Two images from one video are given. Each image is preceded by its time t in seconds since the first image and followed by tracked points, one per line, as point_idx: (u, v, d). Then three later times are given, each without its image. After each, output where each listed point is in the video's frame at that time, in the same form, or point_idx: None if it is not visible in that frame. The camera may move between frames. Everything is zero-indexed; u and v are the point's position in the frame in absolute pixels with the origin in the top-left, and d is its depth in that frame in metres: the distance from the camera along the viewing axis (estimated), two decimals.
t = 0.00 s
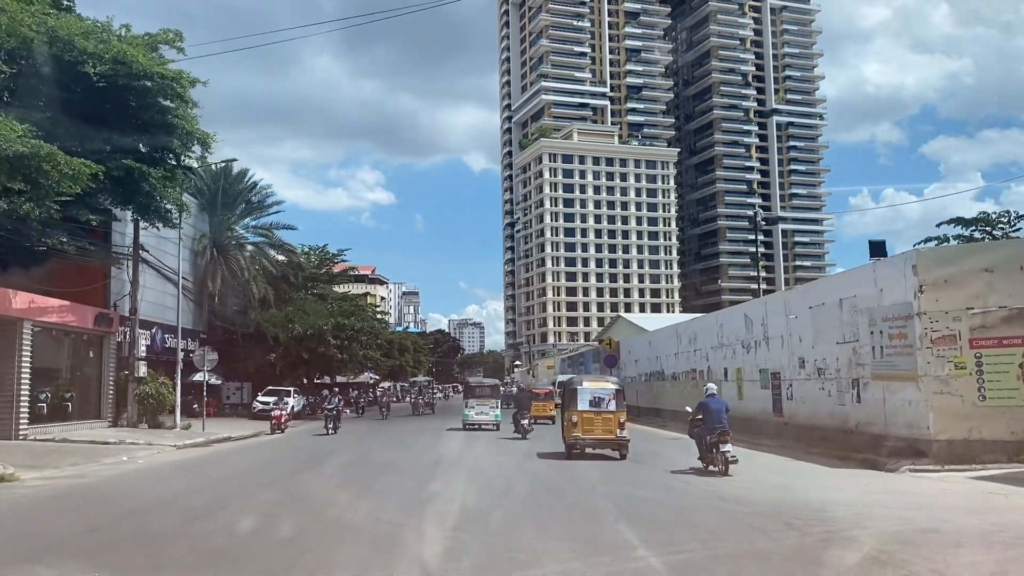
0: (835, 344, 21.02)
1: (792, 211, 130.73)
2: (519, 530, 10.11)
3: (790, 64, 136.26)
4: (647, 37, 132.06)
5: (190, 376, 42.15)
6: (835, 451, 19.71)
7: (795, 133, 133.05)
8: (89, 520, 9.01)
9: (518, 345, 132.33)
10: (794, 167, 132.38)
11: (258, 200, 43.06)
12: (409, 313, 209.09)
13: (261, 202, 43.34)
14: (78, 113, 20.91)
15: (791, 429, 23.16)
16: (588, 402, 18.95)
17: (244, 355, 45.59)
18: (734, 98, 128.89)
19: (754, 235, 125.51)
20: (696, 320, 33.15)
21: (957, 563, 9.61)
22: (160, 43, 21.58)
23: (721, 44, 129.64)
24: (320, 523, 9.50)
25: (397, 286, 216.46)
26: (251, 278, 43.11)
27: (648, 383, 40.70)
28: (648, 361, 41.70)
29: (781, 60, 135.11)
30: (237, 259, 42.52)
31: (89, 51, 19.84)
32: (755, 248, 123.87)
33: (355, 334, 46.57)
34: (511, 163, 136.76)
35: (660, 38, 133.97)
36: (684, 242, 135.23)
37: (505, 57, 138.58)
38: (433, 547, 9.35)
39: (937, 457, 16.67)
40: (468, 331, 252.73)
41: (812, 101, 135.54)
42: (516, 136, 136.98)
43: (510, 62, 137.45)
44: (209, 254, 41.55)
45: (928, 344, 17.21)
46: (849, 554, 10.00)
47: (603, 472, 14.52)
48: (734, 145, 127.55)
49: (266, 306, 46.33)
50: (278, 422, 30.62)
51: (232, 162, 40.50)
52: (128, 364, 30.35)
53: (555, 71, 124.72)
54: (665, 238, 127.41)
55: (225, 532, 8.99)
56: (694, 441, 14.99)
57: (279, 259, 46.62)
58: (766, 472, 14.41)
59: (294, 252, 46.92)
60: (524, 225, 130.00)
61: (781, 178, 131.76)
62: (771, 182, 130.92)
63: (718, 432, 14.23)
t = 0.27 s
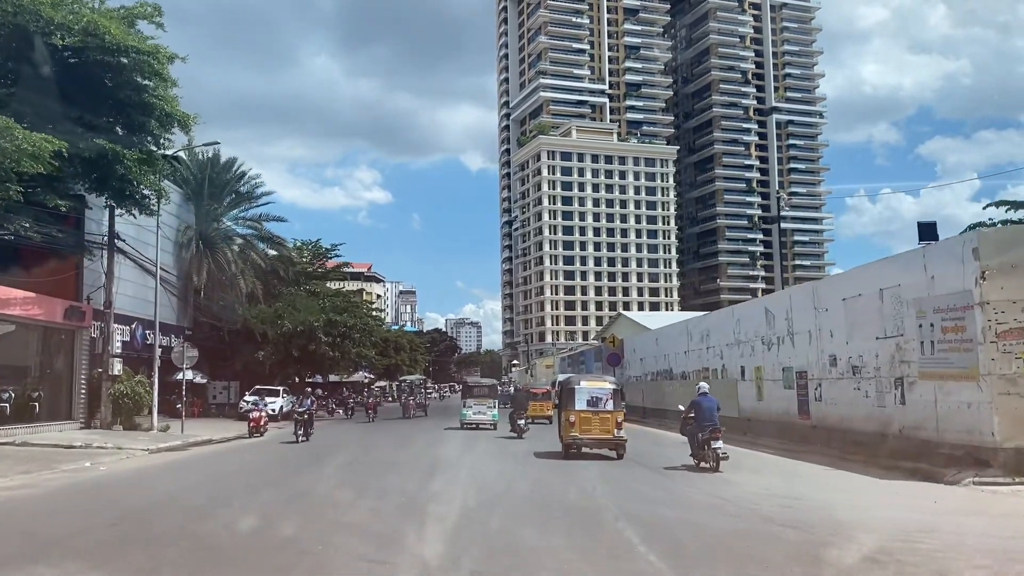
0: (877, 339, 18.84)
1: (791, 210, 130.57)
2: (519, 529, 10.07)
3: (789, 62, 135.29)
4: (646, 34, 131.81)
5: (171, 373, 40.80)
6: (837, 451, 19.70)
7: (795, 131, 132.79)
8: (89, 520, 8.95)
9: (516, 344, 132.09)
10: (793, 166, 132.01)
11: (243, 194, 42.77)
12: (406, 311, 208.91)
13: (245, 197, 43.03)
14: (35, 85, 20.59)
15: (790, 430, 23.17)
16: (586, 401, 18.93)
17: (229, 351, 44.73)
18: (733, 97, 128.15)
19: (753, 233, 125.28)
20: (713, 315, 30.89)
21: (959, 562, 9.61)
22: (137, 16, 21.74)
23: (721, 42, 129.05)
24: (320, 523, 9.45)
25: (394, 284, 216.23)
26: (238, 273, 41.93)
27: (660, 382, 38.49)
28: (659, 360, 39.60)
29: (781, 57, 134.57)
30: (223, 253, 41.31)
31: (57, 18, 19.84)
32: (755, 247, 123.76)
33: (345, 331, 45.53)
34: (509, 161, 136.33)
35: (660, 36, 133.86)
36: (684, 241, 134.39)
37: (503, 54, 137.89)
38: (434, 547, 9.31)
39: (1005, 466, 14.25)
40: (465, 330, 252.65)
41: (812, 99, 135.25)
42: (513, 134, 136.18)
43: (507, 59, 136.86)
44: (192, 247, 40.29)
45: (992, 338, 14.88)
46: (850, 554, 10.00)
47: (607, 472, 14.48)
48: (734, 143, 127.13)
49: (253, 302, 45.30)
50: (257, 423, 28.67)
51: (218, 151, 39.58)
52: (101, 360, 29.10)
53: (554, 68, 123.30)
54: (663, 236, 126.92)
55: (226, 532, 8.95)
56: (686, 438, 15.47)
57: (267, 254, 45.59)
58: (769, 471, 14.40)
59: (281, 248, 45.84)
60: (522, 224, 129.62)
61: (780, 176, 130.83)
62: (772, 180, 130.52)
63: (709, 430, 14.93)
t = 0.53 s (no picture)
0: (925, 333, 16.45)
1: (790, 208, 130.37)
2: (522, 531, 10.00)
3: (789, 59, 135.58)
4: (643, 31, 131.43)
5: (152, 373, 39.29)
6: (837, 449, 19.66)
7: (793, 129, 132.65)
8: (91, 520, 8.89)
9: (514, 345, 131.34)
10: (792, 164, 131.73)
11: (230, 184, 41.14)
12: (401, 310, 208.70)
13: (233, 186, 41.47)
14: None
15: (782, 429, 23.25)
16: (581, 399, 18.89)
17: (217, 348, 43.25)
18: (733, 94, 128.10)
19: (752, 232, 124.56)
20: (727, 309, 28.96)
21: (960, 562, 9.60)
22: None
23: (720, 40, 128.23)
24: (320, 525, 9.37)
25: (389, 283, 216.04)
26: (222, 267, 40.13)
27: (667, 381, 36.63)
28: (665, 358, 37.83)
29: (781, 56, 134.42)
30: (207, 246, 39.48)
31: None
32: (753, 245, 123.60)
33: (337, 328, 43.40)
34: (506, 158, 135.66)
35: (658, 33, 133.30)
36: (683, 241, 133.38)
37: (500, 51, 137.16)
38: (435, 548, 9.25)
39: None
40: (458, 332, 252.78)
41: (811, 97, 135.12)
42: (511, 131, 135.39)
43: (504, 55, 136.14)
44: (175, 239, 38.36)
45: None
46: (853, 555, 9.96)
47: (610, 471, 14.41)
48: (732, 141, 126.88)
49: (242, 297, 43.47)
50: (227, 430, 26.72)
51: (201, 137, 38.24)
52: (69, 358, 27.80)
53: (551, 66, 122.20)
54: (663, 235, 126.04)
55: (228, 534, 8.88)
56: (677, 436, 16.25)
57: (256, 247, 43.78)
58: (770, 473, 14.32)
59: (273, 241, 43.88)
60: (519, 222, 128.79)
61: (779, 173, 130.92)
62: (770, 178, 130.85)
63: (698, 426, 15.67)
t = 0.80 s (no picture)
0: (987, 327, 14.57)
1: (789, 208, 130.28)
2: (522, 531, 9.96)
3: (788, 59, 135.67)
4: (642, 29, 130.96)
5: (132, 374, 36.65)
6: (837, 450, 19.60)
7: (792, 129, 132.49)
8: (92, 520, 8.85)
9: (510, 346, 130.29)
10: (791, 164, 131.65)
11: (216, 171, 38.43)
12: (398, 311, 208.43)
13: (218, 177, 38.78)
14: None
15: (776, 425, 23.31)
16: (577, 400, 18.85)
17: (200, 350, 40.19)
18: (732, 93, 127.83)
19: (751, 231, 124.09)
20: (745, 303, 27.00)
21: (961, 563, 9.54)
22: None
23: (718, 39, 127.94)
24: (321, 525, 9.33)
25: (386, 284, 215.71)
26: (206, 261, 37.46)
27: (676, 380, 34.70)
28: (674, 357, 35.85)
29: (780, 55, 134.21)
30: (191, 237, 36.78)
31: None
32: (750, 245, 123.44)
33: (324, 325, 42.02)
34: (502, 157, 135.23)
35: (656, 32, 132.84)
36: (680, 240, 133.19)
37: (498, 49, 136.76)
38: (436, 549, 9.20)
39: None
40: (456, 333, 252.48)
41: (810, 96, 135.15)
42: (507, 130, 134.58)
43: (501, 53, 135.72)
44: (155, 231, 35.42)
45: None
46: (853, 555, 9.92)
47: (611, 472, 14.33)
48: (730, 140, 126.67)
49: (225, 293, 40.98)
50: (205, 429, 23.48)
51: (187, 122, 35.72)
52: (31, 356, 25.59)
53: (548, 64, 121.63)
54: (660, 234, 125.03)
55: (228, 534, 8.84)
56: (665, 434, 16.88)
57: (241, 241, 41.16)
58: (771, 473, 14.25)
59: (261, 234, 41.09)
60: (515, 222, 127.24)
61: (777, 172, 130.94)
62: (769, 178, 130.73)
63: (686, 426, 16.11)
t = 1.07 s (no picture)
0: None
1: (787, 206, 130.30)
2: (523, 529, 9.94)
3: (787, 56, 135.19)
4: (640, 25, 129.46)
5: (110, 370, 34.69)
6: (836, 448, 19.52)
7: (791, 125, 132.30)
8: (93, 519, 8.80)
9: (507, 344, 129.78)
10: (789, 161, 131.80)
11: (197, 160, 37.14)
12: (393, 309, 208.12)
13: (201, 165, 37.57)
14: None
15: (782, 424, 22.65)
16: (570, 400, 18.84)
17: (182, 344, 38.74)
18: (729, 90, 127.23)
19: (749, 229, 124.16)
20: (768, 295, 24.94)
21: (963, 562, 9.49)
22: None
23: (716, 35, 127.57)
24: (322, 523, 9.29)
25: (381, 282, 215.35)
26: (187, 252, 35.87)
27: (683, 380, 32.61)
28: (684, 353, 33.39)
29: (778, 51, 133.95)
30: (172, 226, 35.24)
31: None
32: (749, 243, 123.44)
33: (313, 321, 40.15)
34: (499, 154, 134.53)
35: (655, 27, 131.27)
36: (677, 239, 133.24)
37: (494, 44, 135.34)
38: (437, 547, 9.16)
39: None
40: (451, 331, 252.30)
41: (808, 94, 135.03)
42: (503, 127, 133.65)
43: (498, 49, 134.68)
44: (135, 220, 33.12)
45: None
46: (854, 554, 9.89)
47: (613, 470, 14.18)
48: (729, 137, 126.32)
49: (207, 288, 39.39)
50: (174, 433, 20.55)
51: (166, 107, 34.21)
52: None
53: (545, 60, 120.61)
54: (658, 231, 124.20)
55: (230, 533, 8.79)
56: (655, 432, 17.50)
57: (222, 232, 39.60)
58: (771, 471, 14.16)
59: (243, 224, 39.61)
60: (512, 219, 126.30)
61: (776, 170, 130.86)
62: (767, 175, 130.51)
63: (674, 424, 16.63)
